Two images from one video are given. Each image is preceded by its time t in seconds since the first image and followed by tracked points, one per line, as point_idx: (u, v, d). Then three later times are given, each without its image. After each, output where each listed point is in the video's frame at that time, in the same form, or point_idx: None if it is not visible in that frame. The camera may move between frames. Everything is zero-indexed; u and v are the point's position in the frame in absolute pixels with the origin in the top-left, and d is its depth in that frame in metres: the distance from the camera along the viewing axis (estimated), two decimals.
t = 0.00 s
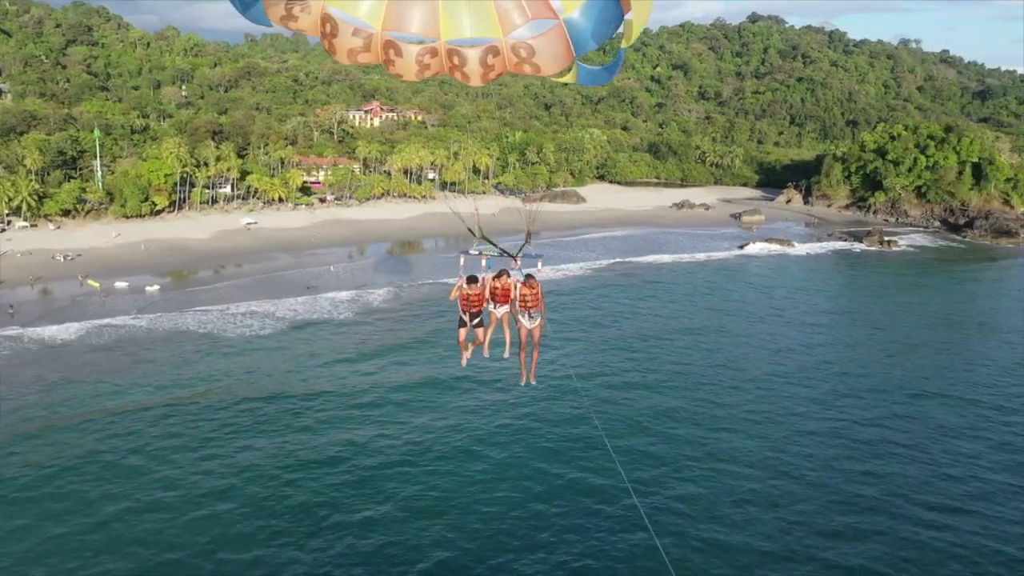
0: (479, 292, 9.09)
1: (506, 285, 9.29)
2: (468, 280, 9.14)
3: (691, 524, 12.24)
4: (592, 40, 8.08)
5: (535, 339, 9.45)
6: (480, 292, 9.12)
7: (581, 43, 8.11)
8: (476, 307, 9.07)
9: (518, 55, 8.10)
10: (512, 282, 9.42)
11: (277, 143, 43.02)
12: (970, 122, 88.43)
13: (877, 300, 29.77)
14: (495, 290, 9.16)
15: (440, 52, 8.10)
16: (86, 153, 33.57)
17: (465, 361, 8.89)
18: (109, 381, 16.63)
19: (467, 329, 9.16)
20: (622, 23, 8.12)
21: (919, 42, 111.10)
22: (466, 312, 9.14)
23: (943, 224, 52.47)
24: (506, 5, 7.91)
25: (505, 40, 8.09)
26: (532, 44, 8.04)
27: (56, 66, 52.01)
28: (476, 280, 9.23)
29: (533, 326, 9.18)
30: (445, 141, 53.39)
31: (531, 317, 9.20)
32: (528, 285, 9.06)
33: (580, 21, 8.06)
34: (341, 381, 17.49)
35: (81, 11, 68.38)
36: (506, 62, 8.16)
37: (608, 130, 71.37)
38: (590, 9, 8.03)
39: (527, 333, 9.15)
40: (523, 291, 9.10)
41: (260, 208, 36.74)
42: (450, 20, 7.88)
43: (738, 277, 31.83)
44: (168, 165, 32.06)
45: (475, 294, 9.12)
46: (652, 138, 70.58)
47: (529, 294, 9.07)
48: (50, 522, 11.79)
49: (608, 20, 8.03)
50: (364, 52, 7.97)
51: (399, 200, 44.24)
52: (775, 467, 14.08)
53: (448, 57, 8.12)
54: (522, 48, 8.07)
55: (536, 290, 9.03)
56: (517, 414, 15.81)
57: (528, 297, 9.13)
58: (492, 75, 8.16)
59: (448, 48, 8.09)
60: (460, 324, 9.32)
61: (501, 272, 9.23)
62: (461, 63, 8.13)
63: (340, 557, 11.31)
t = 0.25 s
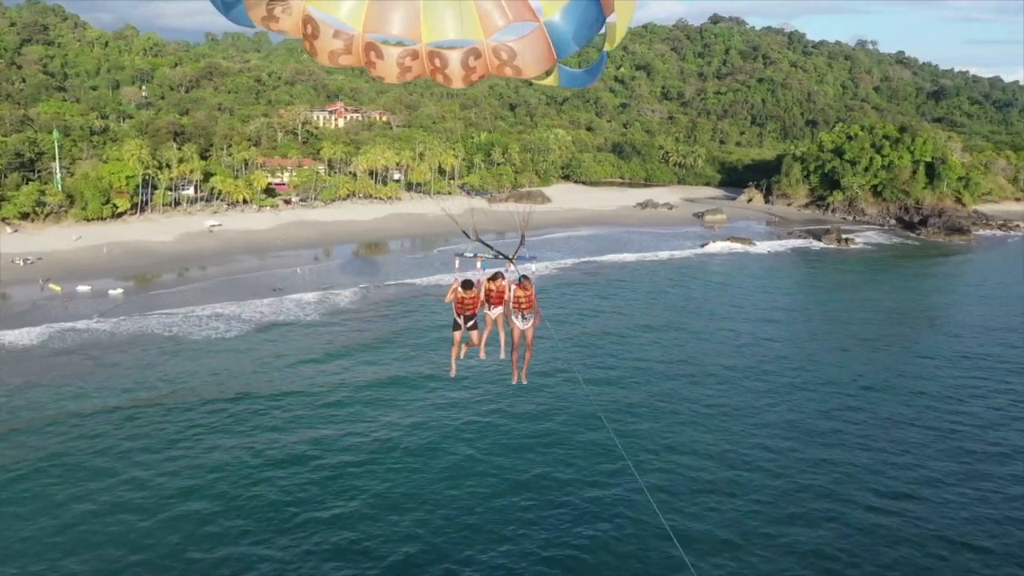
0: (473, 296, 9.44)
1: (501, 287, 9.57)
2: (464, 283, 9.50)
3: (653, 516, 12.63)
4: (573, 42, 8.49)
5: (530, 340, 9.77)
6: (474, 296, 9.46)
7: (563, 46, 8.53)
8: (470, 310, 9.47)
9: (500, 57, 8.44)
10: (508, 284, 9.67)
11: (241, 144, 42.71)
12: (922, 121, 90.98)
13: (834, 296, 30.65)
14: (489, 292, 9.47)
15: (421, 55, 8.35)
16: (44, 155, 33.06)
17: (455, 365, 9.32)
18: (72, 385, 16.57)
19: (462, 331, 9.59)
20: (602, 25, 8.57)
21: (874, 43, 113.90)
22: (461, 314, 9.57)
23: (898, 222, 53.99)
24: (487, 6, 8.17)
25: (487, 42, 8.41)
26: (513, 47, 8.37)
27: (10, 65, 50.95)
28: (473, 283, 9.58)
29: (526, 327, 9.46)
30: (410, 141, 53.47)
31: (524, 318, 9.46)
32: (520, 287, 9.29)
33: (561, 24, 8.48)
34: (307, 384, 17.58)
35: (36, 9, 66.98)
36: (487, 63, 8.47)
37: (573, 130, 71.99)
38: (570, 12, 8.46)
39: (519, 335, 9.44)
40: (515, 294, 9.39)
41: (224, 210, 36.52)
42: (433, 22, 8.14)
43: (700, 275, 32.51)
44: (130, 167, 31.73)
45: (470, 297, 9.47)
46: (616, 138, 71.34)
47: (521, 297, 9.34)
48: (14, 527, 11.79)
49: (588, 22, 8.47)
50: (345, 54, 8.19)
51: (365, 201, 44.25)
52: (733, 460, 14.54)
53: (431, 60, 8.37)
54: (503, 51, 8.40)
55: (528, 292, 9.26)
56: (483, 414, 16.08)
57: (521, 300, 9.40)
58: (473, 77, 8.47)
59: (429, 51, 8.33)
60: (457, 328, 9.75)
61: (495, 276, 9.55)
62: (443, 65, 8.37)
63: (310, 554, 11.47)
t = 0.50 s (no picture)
0: (468, 298, 9.57)
1: (495, 288, 9.75)
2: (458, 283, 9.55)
3: (613, 508, 13.07)
4: (555, 45, 9.05)
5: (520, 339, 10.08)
6: (468, 297, 9.60)
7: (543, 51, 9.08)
8: (465, 311, 9.59)
9: (480, 59, 9.01)
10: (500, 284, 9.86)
11: (203, 145, 42.33)
12: (879, 121, 93.20)
13: (793, 293, 31.44)
14: (482, 293, 9.60)
15: (401, 58, 9.00)
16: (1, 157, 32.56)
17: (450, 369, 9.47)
18: (35, 388, 16.57)
19: (456, 333, 9.68)
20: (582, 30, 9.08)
21: (833, 45, 116.27)
22: (455, 315, 9.68)
23: (855, 220, 55.39)
24: (467, 8, 8.60)
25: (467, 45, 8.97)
26: (494, 50, 8.97)
27: None
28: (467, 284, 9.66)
29: (519, 327, 9.69)
30: (375, 142, 53.46)
31: (517, 319, 9.67)
32: (514, 288, 9.47)
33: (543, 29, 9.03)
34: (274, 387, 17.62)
35: None
36: (467, 67, 9.06)
37: (539, 130, 72.41)
38: (551, 15, 8.99)
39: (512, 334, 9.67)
40: (508, 296, 9.56)
41: (187, 211, 36.27)
42: (413, 25, 8.58)
43: (664, 273, 33.06)
44: (90, 169, 31.38)
45: (464, 298, 9.60)
46: (580, 138, 71.95)
47: (515, 300, 9.52)
48: None
49: (571, 25, 8.93)
50: (326, 55, 8.78)
51: (330, 202, 44.20)
52: (692, 454, 15.07)
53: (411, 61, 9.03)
54: (484, 54, 8.97)
55: (523, 293, 9.44)
56: (450, 413, 16.39)
57: (514, 303, 9.57)
58: (453, 79, 9.07)
59: (409, 54, 8.99)
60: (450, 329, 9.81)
61: (489, 276, 9.72)
62: (423, 68, 9.06)
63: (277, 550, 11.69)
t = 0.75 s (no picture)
0: (464, 298, 9.77)
1: (490, 289, 9.94)
2: (454, 284, 9.72)
3: (576, 504, 13.48)
4: (537, 51, 9.12)
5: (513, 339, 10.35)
6: (464, 297, 9.80)
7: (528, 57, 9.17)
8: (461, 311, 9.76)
9: (463, 63, 9.07)
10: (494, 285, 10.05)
11: (166, 146, 41.92)
12: (839, 121, 95.15)
13: (755, 290, 32.18)
14: (478, 294, 9.78)
15: (384, 60, 9.19)
16: None
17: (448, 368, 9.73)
18: None
19: (453, 334, 9.90)
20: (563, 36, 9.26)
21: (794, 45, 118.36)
22: (452, 316, 9.86)
23: (816, 218, 56.63)
24: (450, 15, 8.71)
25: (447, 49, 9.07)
26: (477, 55, 9.01)
27: None
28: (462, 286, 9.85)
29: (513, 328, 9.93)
30: (341, 142, 53.34)
31: (511, 319, 9.92)
32: (509, 288, 9.79)
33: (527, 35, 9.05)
34: (241, 395, 17.49)
35: None
36: (451, 70, 9.17)
37: (505, 130, 72.73)
38: (532, 22, 9.00)
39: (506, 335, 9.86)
40: (503, 295, 9.85)
41: (151, 213, 35.96)
42: (396, 30, 8.69)
43: (629, 272, 33.59)
44: (51, 172, 30.94)
45: (460, 299, 9.78)
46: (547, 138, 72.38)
47: (510, 299, 9.82)
48: None
49: (551, 32, 9.07)
50: (309, 57, 9.03)
51: (296, 203, 44.07)
52: (656, 451, 15.52)
53: (393, 64, 9.24)
54: (466, 58, 9.04)
55: (517, 293, 9.79)
56: (419, 415, 16.64)
57: (508, 302, 9.85)
58: (435, 82, 9.29)
59: (392, 56, 9.19)
60: (446, 330, 10.00)
61: (484, 277, 9.89)
62: (406, 71, 9.29)
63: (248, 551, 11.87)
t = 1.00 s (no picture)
0: (462, 301, 10.13)
1: (487, 291, 10.29)
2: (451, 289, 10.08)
3: (540, 495, 14.06)
4: (521, 57, 10.03)
5: (510, 340, 10.67)
6: (462, 300, 10.16)
7: (509, 61, 10.04)
8: (459, 315, 10.11)
9: (448, 69, 10.02)
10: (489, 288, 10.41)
11: (130, 147, 41.55)
12: (801, 121, 97.01)
13: (719, 287, 32.95)
14: (477, 296, 10.14)
15: (369, 65, 9.79)
16: None
17: (448, 369, 10.11)
18: None
19: (452, 336, 10.21)
20: (546, 44, 10.03)
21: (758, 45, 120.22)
22: (450, 319, 10.17)
23: (779, 216, 57.83)
24: (434, 20, 9.54)
25: (434, 54, 9.99)
26: (461, 61, 9.94)
27: None
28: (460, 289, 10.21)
29: (510, 329, 10.33)
30: (308, 143, 53.24)
31: (507, 321, 10.33)
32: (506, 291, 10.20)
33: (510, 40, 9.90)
34: (211, 398, 17.77)
35: None
36: (435, 75, 10.11)
37: (473, 130, 72.98)
38: (517, 28, 9.84)
39: (504, 336, 10.26)
40: (499, 298, 10.26)
41: (115, 215, 35.69)
42: (381, 36, 9.29)
43: (596, 270, 34.14)
44: (12, 173, 30.58)
45: (458, 302, 10.14)
46: (514, 138, 72.72)
47: (505, 302, 10.28)
48: None
49: (535, 38, 9.92)
50: (293, 62, 9.50)
51: (263, 204, 43.96)
52: (620, 446, 16.10)
53: (379, 69, 9.82)
54: (451, 64, 9.97)
55: (514, 296, 10.22)
56: (389, 416, 17.03)
57: (503, 304, 10.31)
58: (421, 88, 10.08)
59: (378, 62, 9.77)
60: (445, 333, 10.30)
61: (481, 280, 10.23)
62: (391, 76, 9.94)
63: (224, 550, 12.22)
